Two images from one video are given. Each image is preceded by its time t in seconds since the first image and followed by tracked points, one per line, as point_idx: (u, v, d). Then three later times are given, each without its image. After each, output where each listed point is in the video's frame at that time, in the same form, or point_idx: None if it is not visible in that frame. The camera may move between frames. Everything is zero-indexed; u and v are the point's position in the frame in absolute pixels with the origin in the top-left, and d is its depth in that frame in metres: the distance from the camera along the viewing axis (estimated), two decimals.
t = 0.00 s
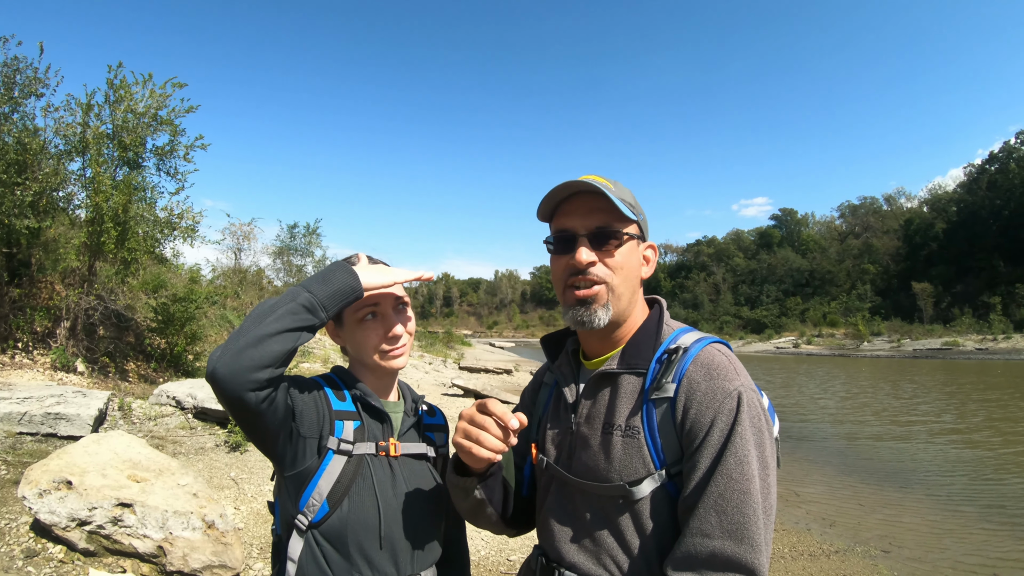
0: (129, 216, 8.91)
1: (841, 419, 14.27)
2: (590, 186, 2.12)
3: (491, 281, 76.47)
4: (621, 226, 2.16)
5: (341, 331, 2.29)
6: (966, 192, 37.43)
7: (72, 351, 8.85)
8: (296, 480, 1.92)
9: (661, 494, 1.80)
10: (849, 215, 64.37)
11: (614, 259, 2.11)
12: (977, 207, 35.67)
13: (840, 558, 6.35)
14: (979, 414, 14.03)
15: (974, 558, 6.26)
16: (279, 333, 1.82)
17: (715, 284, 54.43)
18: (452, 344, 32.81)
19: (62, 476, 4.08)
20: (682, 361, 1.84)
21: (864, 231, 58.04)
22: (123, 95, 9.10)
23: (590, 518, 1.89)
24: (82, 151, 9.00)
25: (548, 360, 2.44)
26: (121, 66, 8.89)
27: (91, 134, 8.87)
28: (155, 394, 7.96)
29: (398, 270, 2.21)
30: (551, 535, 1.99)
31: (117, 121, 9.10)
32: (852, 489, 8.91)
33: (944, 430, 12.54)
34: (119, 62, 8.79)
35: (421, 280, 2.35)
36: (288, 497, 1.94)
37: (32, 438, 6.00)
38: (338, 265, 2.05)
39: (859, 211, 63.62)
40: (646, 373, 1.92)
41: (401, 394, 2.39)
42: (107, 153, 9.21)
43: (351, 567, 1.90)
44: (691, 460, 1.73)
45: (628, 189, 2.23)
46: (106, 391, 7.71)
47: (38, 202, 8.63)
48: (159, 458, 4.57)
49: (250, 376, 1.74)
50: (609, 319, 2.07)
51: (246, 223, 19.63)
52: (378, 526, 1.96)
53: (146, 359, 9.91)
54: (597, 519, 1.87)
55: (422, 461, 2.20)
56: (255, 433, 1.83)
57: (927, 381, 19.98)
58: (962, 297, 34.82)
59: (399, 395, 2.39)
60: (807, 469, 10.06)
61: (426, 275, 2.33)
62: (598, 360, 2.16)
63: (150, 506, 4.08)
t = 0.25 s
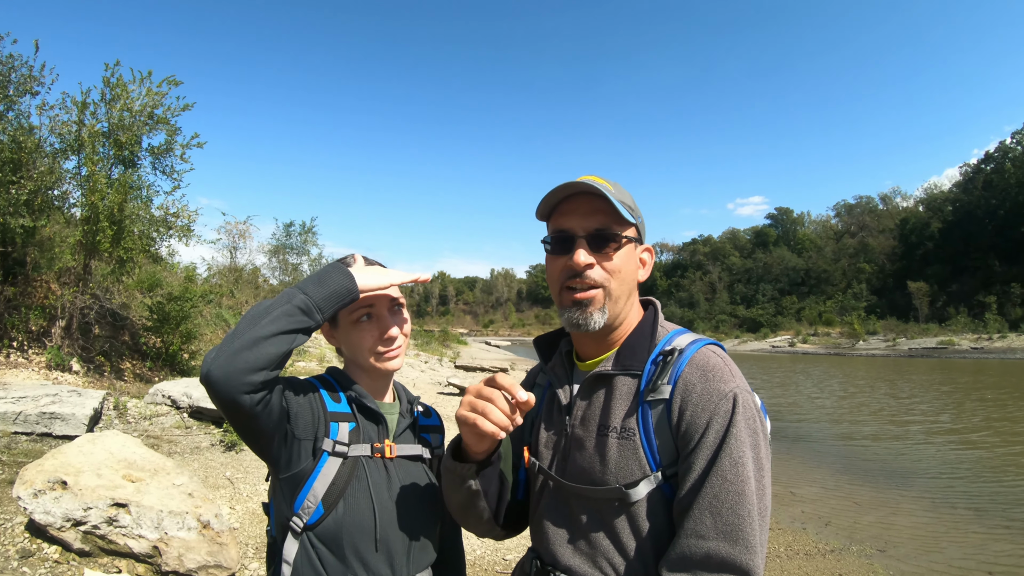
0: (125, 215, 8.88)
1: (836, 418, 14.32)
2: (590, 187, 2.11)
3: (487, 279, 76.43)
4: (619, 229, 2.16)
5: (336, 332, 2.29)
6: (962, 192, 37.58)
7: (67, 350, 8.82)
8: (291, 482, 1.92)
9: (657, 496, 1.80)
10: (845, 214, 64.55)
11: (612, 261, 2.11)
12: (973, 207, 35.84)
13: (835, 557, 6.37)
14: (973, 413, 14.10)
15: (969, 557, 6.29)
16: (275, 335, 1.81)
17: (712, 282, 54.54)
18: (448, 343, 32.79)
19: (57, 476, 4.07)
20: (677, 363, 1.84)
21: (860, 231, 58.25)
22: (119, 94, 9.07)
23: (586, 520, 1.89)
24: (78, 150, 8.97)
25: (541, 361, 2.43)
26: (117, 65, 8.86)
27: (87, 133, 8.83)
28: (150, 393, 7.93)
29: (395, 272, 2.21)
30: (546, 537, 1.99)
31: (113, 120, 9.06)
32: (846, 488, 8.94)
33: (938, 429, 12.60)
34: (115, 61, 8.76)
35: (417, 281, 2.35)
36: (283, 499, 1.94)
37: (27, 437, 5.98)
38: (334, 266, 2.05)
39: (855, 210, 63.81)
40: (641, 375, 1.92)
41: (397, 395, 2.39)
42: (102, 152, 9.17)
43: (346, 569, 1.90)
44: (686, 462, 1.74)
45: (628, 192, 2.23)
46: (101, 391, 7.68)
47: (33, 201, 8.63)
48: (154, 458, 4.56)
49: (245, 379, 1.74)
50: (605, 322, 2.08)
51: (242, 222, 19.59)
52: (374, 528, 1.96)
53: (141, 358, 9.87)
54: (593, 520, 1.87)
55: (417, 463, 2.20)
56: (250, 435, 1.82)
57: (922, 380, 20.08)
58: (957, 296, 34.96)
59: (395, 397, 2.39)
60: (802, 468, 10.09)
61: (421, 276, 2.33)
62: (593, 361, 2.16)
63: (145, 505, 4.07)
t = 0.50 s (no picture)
0: (122, 215, 8.84)
1: (833, 417, 14.35)
2: (588, 189, 2.10)
3: (485, 277, 76.40)
4: (615, 232, 2.15)
5: (333, 335, 2.28)
6: (959, 191, 37.67)
7: (64, 350, 8.79)
8: (287, 487, 1.91)
9: (655, 501, 1.80)
10: (842, 212, 64.61)
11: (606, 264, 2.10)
12: (970, 206, 35.93)
13: (832, 556, 6.39)
14: (970, 412, 14.15)
15: (965, 557, 6.31)
16: (272, 342, 1.81)
17: (709, 280, 54.61)
18: (445, 341, 32.78)
19: (53, 477, 4.06)
20: (675, 368, 1.84)
21: (857, 229, 58.37)
22: (115, 93, 9.02)
23: (583, 525, 1.89)
24: (74, 148, 8.93)
25: (537, 365, 2.43)
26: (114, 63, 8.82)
27: (83, 131, 8.79)
28: (147, 392, 7.91)
29: (393, 275, 2.21)
30: (543, 541, 1.98)
31: (109, 118, 9.02)
32: (844, 487, 8.97)
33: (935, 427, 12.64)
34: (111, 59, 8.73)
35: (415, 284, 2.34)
36: (279, 505, 1.93)
37: (23, 438, 5.96)
38: (330, 271, 2.04)
39: (852, 208, 63.89)
40: (638, 379, 1.91)
41: (394, 398, 2.38)
42: (99, 151, 9.14)
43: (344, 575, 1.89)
44: (684, 467, 1.73)
45: (626, 195, 2.22)
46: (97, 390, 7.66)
47: (29, 199, 8.62)
48: (151, 458, 4.55)
49: (241, 387, 1.73)
50: (600, 325, 2.06)
51: (238, 221, 19.55)
52: (371, 532, 1.96)
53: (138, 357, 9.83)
54: (591, 526, 1.87)
55: (414, 467, 2.19)
56: (246, 443, 1.82)
57: (918, 379, 20.15)
58: (954, 295, 35.06)
59: (391, 400, 2.39)
60: (799, 467, 10.12)
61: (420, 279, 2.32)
62: (590, 365, 2.15)
63: (142, 506, 4.06)
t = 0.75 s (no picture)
0: (119, 213, 8.81)
1: (830, 414, 14.39)
2: (583, 187, 2.10)
3: (482, 276, 76.40)
4: (612, 230, 2.15)
5: (331, 334, 2.28)
6: (956, 189, 37.76)
7: (61, 349, 8.77)
8: (286, 487, 1.90)
9: (654, 498, 1.80)
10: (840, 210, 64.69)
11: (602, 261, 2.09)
12: (967, 203, 36.01)
13: (830, 553, 6.40)
14: (966, 409, 14.20)
15: (963, 554, 6.33)
16: (271, 341, 1.80)
17: (706, 278, 54.69)
18: (442, 339, 32.77)
19: (51, 477, 4.05)
20: (676, 365, 1.84)
21: (854, 227, 58.47)
22: (111, 91, 8.99)
23: (583, 522, 1.89)
24: (70, 147, 8.90)
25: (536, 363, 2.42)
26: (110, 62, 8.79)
27: (80, 130, 8.76)
28: (145, 391, 7.90)
29: (393, 274, 2.20)
30: (542, 540, 1.98)
31: (105, 117, 8.98)
32: (841, 484, 8.99)
33: (932, 425, 12.67)
34: (108, 57, 8.69)
35: (414, 282, 2.33)
36: (278, 504, 1.93)
37: (21, 437, 5.95)
38: (330, 270, 2.03)
39: (849, 206, 63.98)
40: (638, 376, 1.91)
41: (393, 397, 2.38)
42: (95, 149, 9.11)
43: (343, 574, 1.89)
44: (684, 464, 1.73)
45: (623, 194, 2.22)
46: (95, 389, 7.65)
47: (26, 199, 8.60)
48: (149, 458, 4.54)
49: (241, 387, 1.72)
50: (595, 323, 2.06)
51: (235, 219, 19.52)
52: (371, 532, 1.95)
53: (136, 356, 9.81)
54: (591, 523, 1.87)
55: (413, 466, 2.19)
56: (245, 442, 1.81)
57: (915, 376, 20.21)
58: (951, 292, 35.15)
59: (390, 399, 2.38)
60: (797, 464, 10.15)
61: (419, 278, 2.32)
62: (589, 363, 2.15)
63: (140, 506, 4.05)
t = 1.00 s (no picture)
0: (116, 212, 8.78)
1: (829, 413, 14.42)
2: (585, 182, 2.09)
3: (480, 274, 76.35)
4: (614, 225, 2.14)
5: (332, 332, 2.26)
6: (954, 188, 37.84)
7: (59, 349, 8.74)
8: (287, 486, 1.89)
9: (657, 497, 1.79)
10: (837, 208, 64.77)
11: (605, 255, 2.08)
12: (965, 202, 36.09)
13: (829, 552, 6.41)
14: (965, 408, 14.22)
15: (962, 552, 6.34)
16: (272, 339, 1.79)
17: (704, 277, 54.74)
18: (440, 338, 32.74)
19: (50, 477, 4.03)
20: (678, 363, 1.83)
21: (851, 226, 58.57)
22: (109, 90, 8.95)
23: (586, 522, 1.88)
24: (67, 146, 8.87)
25: (537, 361, 2.41)
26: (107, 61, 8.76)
27: (77, 129, 8.74)
28: (143, 391, 7.88)
29: (394, 271, 2.19)
30: (544, 540, 1.98)
31: (102, 116, 8.95)
32: (840, 483, 9.01)
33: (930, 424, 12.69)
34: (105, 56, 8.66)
35: (416, 279, 2.32)
36: (279, 504, 1.92)
37: (19, 437, 5.93)
38: (331, 267, 2.02)
39: (847, 204, 64.04)
40: (640, 374, 1.90)
41: (394, 395, 2.37)
42: (92, 148, 9.08)
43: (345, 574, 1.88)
44: (687, 463, 1.72)
45: (625, 189, 2.21)
46: (93, 389, 7.63)
47: (23, 198, 8.57)
48: (147, 457, 4.52)
49: (241, 385, 1.71)
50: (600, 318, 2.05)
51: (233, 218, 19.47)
52: (372, 531, 1.94)
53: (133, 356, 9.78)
54: (593, 523, 1.86)
55: (414, 465, 2.18)
56: (245, 441, 1.80)
57: (912, 375, 20.27)
58: (948, 291, 35.23)
59: (391, 398, 2.37)
60: (796, 463, 10.16)
61: (421, 275, 2.31)
62: (591, 361, 2.14)
63: (139, 506, 4.03)
